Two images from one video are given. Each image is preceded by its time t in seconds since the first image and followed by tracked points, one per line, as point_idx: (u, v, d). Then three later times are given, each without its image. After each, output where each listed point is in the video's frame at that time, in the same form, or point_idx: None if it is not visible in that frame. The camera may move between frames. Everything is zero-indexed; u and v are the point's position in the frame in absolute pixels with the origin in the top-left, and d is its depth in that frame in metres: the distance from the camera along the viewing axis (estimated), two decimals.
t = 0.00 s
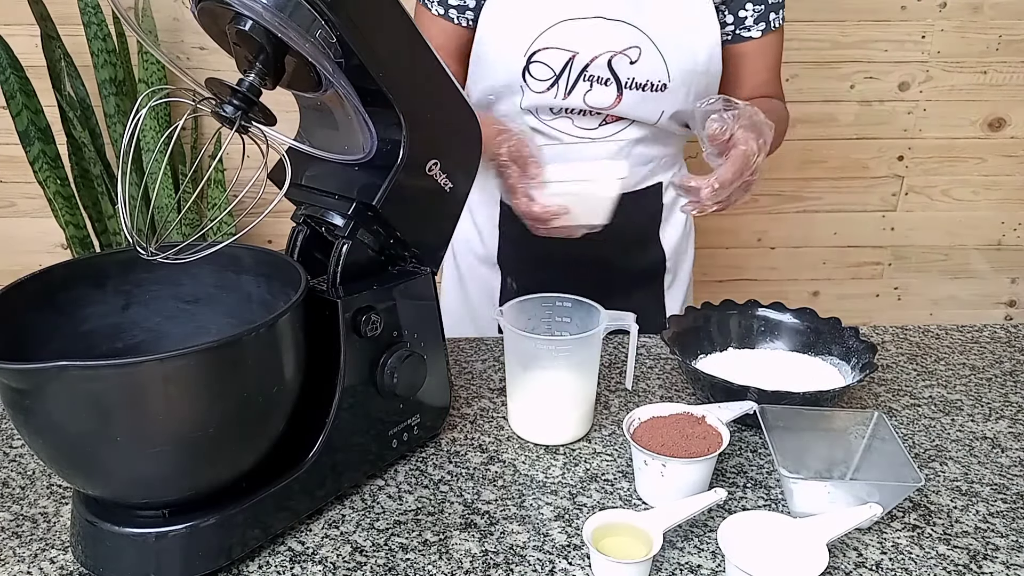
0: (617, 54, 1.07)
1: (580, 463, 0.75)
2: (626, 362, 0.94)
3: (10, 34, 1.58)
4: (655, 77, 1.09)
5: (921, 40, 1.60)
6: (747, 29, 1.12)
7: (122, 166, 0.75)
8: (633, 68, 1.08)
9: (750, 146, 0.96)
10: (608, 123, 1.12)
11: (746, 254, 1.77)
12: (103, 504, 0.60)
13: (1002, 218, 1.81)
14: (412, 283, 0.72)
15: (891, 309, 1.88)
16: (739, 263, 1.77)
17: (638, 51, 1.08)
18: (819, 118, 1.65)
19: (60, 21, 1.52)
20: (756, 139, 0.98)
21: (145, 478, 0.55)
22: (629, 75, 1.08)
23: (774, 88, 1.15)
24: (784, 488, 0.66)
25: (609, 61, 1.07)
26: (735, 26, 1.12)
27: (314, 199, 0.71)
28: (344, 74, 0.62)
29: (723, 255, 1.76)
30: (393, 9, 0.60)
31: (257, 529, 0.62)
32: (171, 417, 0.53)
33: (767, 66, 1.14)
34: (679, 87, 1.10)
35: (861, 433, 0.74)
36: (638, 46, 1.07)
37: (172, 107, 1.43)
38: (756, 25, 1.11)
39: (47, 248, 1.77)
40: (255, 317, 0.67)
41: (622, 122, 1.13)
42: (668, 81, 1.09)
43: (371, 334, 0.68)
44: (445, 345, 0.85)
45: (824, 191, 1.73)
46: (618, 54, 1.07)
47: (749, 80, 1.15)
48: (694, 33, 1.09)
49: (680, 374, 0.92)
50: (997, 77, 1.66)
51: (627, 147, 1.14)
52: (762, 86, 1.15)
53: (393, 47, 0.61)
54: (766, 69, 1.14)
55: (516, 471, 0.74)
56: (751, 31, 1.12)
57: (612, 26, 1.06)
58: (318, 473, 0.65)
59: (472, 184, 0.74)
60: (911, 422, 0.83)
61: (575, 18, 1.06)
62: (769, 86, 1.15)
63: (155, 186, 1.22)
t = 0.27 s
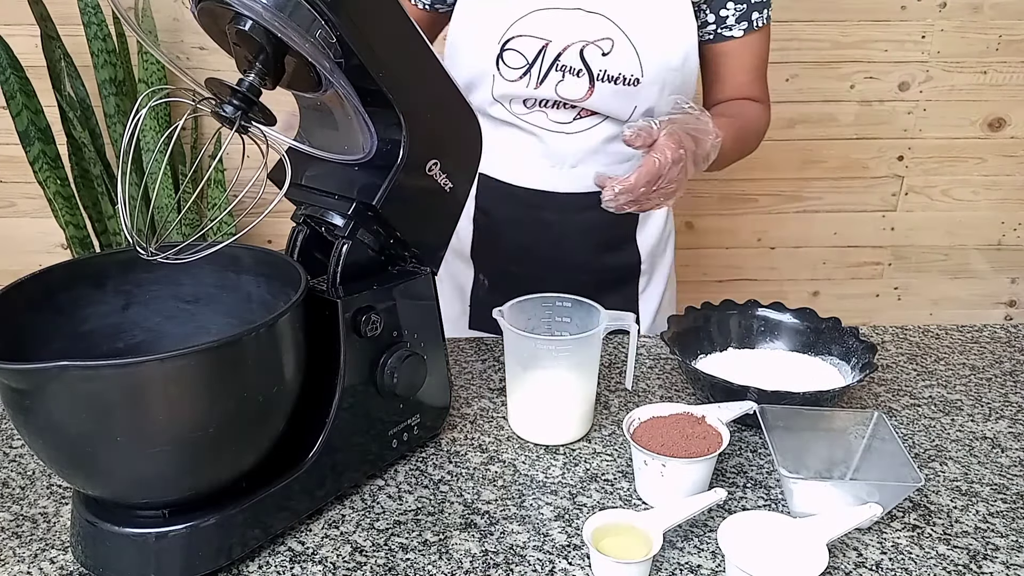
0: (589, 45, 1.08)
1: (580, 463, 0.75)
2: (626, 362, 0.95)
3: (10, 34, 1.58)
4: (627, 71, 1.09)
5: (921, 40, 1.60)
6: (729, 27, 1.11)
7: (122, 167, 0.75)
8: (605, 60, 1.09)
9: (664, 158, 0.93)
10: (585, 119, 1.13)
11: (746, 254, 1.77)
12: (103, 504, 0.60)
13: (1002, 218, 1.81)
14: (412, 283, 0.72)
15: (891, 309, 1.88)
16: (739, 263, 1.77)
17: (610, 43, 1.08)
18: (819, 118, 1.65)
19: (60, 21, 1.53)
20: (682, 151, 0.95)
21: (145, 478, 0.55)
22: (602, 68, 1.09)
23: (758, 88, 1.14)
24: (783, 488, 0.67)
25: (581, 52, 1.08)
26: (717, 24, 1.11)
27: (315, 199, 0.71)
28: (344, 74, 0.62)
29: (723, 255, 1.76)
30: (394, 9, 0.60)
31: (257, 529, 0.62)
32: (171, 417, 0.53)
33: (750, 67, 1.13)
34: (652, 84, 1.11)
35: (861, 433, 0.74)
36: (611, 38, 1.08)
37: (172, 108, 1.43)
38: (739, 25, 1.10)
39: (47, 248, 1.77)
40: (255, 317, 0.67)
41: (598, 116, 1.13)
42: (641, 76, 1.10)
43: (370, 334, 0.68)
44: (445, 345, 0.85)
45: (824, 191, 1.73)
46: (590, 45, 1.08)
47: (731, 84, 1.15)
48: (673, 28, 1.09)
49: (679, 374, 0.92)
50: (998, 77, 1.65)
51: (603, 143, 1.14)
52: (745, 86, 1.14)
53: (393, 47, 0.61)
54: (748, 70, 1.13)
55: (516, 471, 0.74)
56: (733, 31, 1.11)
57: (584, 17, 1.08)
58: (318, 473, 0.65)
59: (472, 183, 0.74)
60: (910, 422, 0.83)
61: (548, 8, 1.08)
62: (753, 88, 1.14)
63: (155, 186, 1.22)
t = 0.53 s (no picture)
0: (482, 71, 1.03)
1: (580, 463, 0.75)
2: (626, 362, 0.95)
3: (10, 34, 1.58)
4: (522, 97, 1.03)
5: (921, 40, 1.60)
6: (633, 48, 1.10)
7: (123, 167, 0.75)
8: (498, 87, 1.03)
9: (612, 170, 0.93)
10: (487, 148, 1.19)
11: (745, 254, 1.77)
12: (103, 504, 0.60)
13: (1002, 218, 1.81)
14: (412, 283, 0.72)
15: (891, 309, 1.88)
16: (739, 263, 1.77)
17: (502, 68, 1.03)
18: (819, 118, 1.65)
19: (60, 21, 1.53)
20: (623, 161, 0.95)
21: (144, 478, 0.55)
22: (494, 95, 1.03)
23: (669, 99, 1.14)
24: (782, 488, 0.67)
25: (474, 79, 1.03)
26: (622, 45, 1.11)
27: (315, 200, 0.71)
28: (344, 74, 0.62)
29: (723, 255, 1.76)
30: (393, 9, 0.60)
31: (257, 529, 0.62)
32: (170, 417, 0.53)
33: (658, 83, 1.13)
34: (550, 112, 1.05)
35: (861, 433, 0.74)
36: (503, 62, 1.03)
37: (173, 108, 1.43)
38: (643, 46, 1.10)
39: (47, 248, 1.77)
40: (255, 317, 0.67)
41: (497, 145, 1.20)
42: (538, 103, 1.04)
43: (370, 334, 0.68)
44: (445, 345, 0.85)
45: (824, 191, 1.73)
46: (483, 71, 1.03)
47: (642, 100, 1.14)
48: (564, 55, 1.04)
49: (679, 374, 0.92)
50: (998, 77, 1.65)
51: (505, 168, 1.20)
52: (656, 100, 1.14)
53: (393, 48, 0.61)
54: (658, 85, 1.13)
55: (516, 471, 0.74)
56: (639, 52, 1.10)
57: (478, 42, 1.02)
58: (318, 472, 0.65)
59: (472, 183, 0.74)
60: (910, 422, 0.83)
61: (437, 35, 1.03)
62: (666, 100, 1.14)
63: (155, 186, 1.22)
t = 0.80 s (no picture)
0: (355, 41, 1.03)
1: (580, 463, 0.75)
2: (626, 363, 0.95)
3: (10, 34, 1.58)
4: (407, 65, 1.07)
5: (921, 40, 1.60)
6: (498, 22, 1.16)
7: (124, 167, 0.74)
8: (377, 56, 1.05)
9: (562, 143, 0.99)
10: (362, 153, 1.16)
11: (745, 254, 1.77)
12: (103, 504, 0.60)
13: (1002, 218, 1.81)
14: (412, 283, 0.72)
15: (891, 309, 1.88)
16: (738, 263, 1.77)
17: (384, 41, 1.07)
18: (819, 118, 1.65)
19: (60, 21, 1.52)
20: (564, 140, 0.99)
21: (144, 478, 0.55)
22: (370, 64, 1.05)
23: (535, 68, 1.21)
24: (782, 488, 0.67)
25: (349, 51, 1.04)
26: (486, 20, 1.16)
27: (315, 200, 0.71)
28: (345, 75, 0.62)
29: (723, 255, 1.76)
30: (393, 8, 0.60)
31: (257, 529, 0.62)
32: (170, 418, 0.53)
33: (523, 52, 1.19)
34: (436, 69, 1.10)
35: (861, 433, 0.74)
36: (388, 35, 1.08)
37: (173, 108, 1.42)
38: (507, 18, 1.16)
39: (47, 248, 1.77)
40: (256, 317, 0.67)
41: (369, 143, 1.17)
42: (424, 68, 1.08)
43: (371, 334, 0.68)
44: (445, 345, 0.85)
45: (824, 191, 1.73)
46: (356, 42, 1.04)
47: (513, 69, 1.19)
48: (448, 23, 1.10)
49: (679, 374, 0.92)
50: (997, 77, 1.65)
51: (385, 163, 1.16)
52: (525, 68, 1.20)
53: (393, 47, 0.61)
54: (524, 53, 1.19)
55: (516, 471, 0.74)
56: (503, 25, 1.16)
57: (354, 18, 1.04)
58: (318, 472, 0.65)
59: (472, 183, 0.74)
60: (911, 422, 0.83)
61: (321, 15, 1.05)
62: (532, 68, 1.20)
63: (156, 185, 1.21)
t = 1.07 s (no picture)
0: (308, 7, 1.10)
1: (579, 463, 0.75)
2: (626, 362, 0.95)
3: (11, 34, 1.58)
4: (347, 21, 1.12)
5: (921, 40, 1.60)
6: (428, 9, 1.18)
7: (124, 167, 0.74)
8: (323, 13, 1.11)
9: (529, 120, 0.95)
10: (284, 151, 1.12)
11: (745, 254, 1.77)
12: (104, 504, 0.61)
13: (1001, 218, 1.80)
14: (413, 283, 0.72)
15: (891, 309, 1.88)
16: (738, 263, 1.77)
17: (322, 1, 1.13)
18: (819, 118, 1.65)
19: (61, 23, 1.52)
20: (529, 115, 0.96)
21: (144, 478, 0.56)
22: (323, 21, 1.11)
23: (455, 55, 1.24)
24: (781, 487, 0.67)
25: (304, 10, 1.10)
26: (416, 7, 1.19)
27: (315, 200, 0.71)
28: (345, 74, 0.62)
29: (722, 255, 1.76)
30: (395, 9, 0.60)
31: (258, 529, 0.62)
32: (171, 417, 0.53)
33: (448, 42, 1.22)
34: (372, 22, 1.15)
35: (860, 433, 0.75)
36: None
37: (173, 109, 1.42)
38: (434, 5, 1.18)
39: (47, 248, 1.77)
40: (256, 317, 0.67)
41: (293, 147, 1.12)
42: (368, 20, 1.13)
43: (371, 334, 0.68)
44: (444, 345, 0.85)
45: (824, 192, 1.73)
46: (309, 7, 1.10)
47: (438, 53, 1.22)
48: None
49: (679, 374, 0.92)
50: (997, 78, 1.65)
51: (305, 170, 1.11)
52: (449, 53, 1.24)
53: (393, 47, 0.61)
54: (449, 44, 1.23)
55: (516, 471, 0.74)
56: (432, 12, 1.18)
57: None
58: (318, 472, 0.65)
59: (472, 183, 0.75)
60: (910, 422, 0.83)
61: None
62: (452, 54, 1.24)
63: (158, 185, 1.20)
